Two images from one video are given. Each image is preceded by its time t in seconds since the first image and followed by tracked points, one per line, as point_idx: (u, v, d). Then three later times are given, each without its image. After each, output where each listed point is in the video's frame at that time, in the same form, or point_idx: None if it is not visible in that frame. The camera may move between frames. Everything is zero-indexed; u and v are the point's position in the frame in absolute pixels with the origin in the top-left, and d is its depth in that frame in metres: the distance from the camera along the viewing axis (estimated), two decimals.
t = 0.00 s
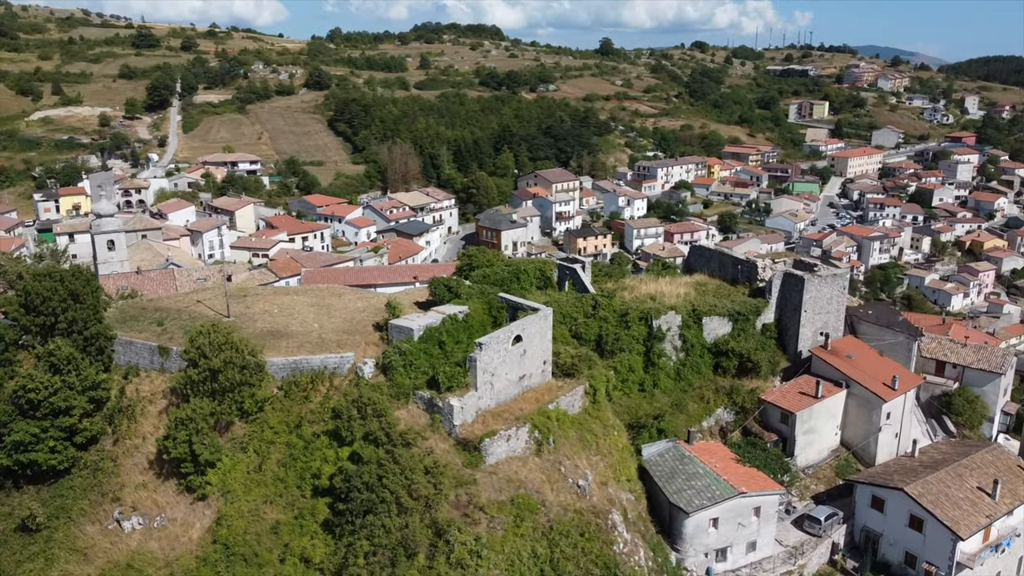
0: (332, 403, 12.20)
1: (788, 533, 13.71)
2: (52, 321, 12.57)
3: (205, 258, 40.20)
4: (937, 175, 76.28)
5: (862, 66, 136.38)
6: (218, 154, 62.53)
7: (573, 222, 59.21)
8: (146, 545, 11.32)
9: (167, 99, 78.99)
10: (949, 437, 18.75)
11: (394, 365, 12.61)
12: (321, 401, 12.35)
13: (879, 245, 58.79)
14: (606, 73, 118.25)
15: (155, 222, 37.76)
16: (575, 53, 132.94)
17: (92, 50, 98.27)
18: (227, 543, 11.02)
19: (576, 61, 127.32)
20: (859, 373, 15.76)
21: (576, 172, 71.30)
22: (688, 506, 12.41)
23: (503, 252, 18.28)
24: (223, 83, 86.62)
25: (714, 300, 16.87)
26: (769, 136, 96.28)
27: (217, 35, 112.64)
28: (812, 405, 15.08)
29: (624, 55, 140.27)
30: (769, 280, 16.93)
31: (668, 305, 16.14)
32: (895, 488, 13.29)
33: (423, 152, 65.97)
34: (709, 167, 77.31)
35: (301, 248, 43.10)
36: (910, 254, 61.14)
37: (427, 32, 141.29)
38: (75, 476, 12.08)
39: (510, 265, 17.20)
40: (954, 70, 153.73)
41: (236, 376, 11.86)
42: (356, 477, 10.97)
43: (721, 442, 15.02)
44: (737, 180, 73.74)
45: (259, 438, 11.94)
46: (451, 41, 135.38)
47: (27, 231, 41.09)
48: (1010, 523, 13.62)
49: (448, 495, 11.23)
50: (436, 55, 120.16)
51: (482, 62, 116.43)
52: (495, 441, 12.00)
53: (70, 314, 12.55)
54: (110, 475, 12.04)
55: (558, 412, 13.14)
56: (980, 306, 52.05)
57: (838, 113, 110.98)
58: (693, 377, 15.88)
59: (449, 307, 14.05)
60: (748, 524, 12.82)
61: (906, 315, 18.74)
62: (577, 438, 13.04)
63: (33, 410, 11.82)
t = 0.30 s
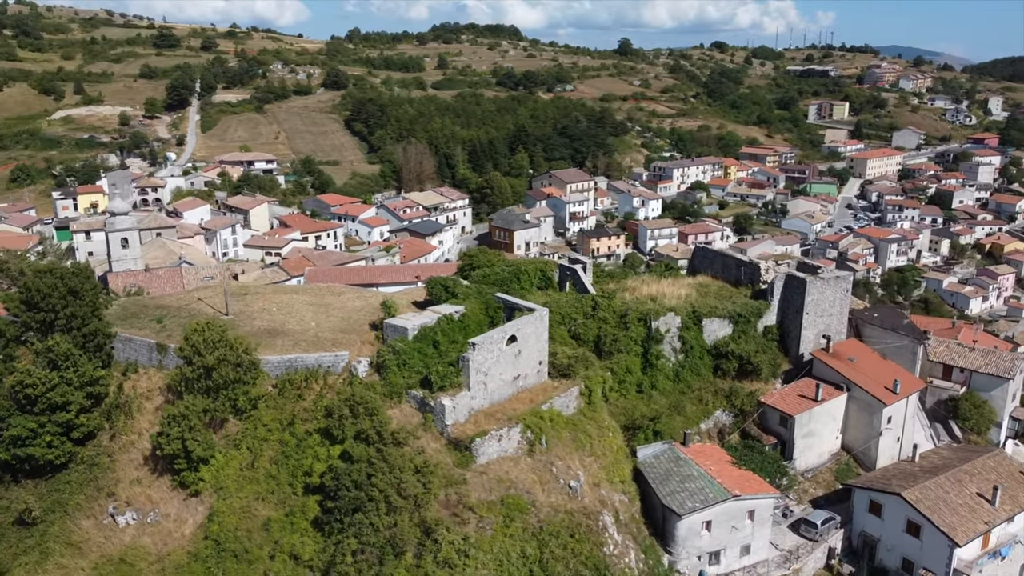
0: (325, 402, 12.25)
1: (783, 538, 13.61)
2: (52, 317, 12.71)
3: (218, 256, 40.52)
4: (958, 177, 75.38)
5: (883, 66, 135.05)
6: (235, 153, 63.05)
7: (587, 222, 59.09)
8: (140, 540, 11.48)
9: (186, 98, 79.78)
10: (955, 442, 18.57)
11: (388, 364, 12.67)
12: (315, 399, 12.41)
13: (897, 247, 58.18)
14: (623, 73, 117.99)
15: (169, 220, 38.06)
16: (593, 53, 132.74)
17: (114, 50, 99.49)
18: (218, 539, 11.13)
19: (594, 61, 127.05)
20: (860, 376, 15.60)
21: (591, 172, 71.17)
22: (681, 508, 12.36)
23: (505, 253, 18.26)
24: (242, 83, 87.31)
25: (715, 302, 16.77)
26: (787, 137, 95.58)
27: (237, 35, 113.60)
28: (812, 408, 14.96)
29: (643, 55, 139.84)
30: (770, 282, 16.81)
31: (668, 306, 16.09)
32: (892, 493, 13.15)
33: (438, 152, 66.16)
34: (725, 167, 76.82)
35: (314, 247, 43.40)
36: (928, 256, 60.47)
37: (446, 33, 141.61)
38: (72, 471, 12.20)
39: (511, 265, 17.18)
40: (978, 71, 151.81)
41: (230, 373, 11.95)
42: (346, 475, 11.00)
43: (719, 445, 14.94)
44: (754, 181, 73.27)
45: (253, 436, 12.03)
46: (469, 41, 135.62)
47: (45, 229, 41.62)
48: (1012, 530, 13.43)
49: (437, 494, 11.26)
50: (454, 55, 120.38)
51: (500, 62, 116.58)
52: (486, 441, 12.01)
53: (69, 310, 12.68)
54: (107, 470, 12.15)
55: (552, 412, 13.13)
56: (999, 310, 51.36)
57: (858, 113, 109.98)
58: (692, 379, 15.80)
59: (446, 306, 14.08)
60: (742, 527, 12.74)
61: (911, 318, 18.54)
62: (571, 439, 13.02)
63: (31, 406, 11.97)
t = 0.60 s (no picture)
0: (318, 398, 12.32)
1: (779, 541, 13.50)
2: (51, 312, 12.88)
3: (232, 254, 40.88)
4: (979, 179, 74.46)
5: (905, 66, 133.61)
6: (251, 152, 63.57)
7: (600, 222, 58.92)
8: (133, 534, 11.60)
9: (204, 98, 80.52)
10: (960, 446, 18.38)
11: (382, 362, 12.71)
12: (308, 396, 12.47)
13: (915, 249, 57.55)
14: (641, 73, 117.60)
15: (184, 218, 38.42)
16: (611, 53, 132.41)
17: (135, 49, 100.58)
18: (209, 533, 11.22)
19: (611, 61, 126.79)
20: (861, 379, 15.46)
21: (606, 172, 71.01)
22: (673, 509, 12.29)
23: (506, 252, 18.27)
24: (260, 82, 87.94)
25: (716, 302, 16.68)
26: (805, 138, 94.87)
27: (257, 35, 114.48)
28: (811, 410, 14.85)
29: (661, 55, 139.32)
30: (772, 284, 16.69)
31: (667, 307, 16.02)
32: (889, 497, 13.00)
33: (453, 151, 66.32)
34: (742, 168, 76.33)
35: (327, 245, 43.65)
36: (947, 259, 59.77)
37: (464, 32, 141.85)
38: (69, 464, 12.36)
39: (511, 265, 17.18)
40: (1002, 71, 149.79)
41: (224, 369, 12.04)
42: (335, 471, 11.05)
43: (716, 446, 14.85)
44: (771, 182, 72.79)
45: (246, 432, 12.12)
46: (487, 40, 135.76)
47: (62, 226, 42.09)
48: (1012, 536, 13.23)
49: (427, 492, 11.29)
50: (472, 54, 120.52)
51: (517, 61, 116.61)
52: (477, 439, 12.02)
53: (68, 306, 12.85)
54: (104, 463, 12.29)
55: (546, 412, 13.12)
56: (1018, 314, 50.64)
57: (879, 114, 108.94)
58: (691, 380, 15.70)
59: (442, 305, 14.12)
60: (736, 529, 12.66)
61: (917, 320, 18.36)
62: (564, 439, 13.00)
63: (28, 399, 12.11)
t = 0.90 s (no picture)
0: (312, 395, 12.40)
1: (774, 542, 13.40)
2: (51, 307, 13.04)
3: (245, 252, 41.19)
4: (1000, 181, 73.54)
5: (927, 67, 132.12)
6: (268, 151, 64.02)
7: (614, 223, 58.73)
8: (127, 526, 11.72)
9: (223, 97, 81.18)
10: (966, 450, 18.14)
11: (376, 358, 12.74)
12: (301, 392, 12.56)
13: (933, 251, 56.87)
14: (659, 73, 117.15)
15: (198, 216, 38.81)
16: (629, 53, 132.04)
17: (156, 49, 101.61)
18: (200, 527, 11.31)
19: (629, 61, 126.45)
20: (862, 381, 15.31)
21: (621, 173, 70.81)
22: (665, 509, 12.23)
23: (507, 251, 18.29)
24: (278, 82, 88.52)
25: (717, 302, 16.59)
26: (824, 139, 94.09)
27: (276, 35, 115.31)
28: (810, 412, 14.72)
29: (680, 55, 138.76)
30: (774, 284, 16.57)
31: (667, 306, 15.96)
32: (886, 500, 12.86)
33: (468, 151, 66.42)
34: (759, 168, 75.82)
35: (340, 244, 43.88)
36: (966, 262, 59.05)
37: (482, 33, 141.94)
38: (66, 457, 12.49)
39: (512, 263, 17.18)
40: None
41: (218, 365, 12.14)
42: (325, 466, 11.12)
43: (713, 447, 14.76)
44: (788, 183, 72.29)
45: (240, 427, 12.21)
46: (505, 41, 135.79)
47: (79, 223, 42.58)
48: (1012, 541, 13.04)
49: (416, 489, 11.33)
50: (489, 54, 120.66)
51: (534, 62, 116.61)
52: (468, 437, 12.03)
53: (69, 301, 13.00)
54: (100, 457, 12.43)
55: (539, 410, 13.10)
56: None
57: (899, 115, 107.80)
58: (690, 380, 15.63)
59: (439, 303, 14.16)
60: (729, 530, 12.58)
61: (923, 322, 18.16)
62: (557, 437, 12.99)
63: (27, 392, 12.24)
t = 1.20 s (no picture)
0: (305, 390, 12.48)
1: (770, 544, 13.30)
2: (52, 302, 13.24)
3: (259, 251, 41.48)
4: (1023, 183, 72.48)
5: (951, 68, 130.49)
6: (285, 150, 64.46)
7: (629, 224, 58.51)
8: (121, 518, 11.83)
9: (242, 97, 81.83)
10: (972, 454, 17.94)
11: (370, 355, 12.79)
12: (295, 388, 12.64)
13: (953, 253, 56.16)
14: (678, 73, 116.65)
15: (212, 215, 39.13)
16: (648, 54, 131.62)
17: (177, 49, 102.69)
18: (193, 520, 11.41)
19: (648, 61, 126.07)
20: (863, 382, 15.17)
21: (637, 173, 70.59)
22: (656, 509, 12.17)
23: (509, 249, 18.27)
24: (297, 82, 89.11)
25: (718, 302, 16.49)
26: (844, 140, 93.25)
27: (296, 35, 116.17)
28: (809, 413, 14.59)
29: (699, 56, 138.10)
30: (775, 284, 16.44)
31: (667, 306, 15.89)
32: (882, 502, 12.73)
33: (483, 151, 66.51)
34: (777, 170, 75.23)
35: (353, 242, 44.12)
36: (986, 264, 58.28)
37: (501, 33, 142.08)
38: (64, 450, 12.66)
39: (513, 262, 17.18)
40: None
41: (213, 359, 12.24)
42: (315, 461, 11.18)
43: (710, 447, 14.67)
44: (805, 185, 71.72)
45: (234, 421, 12.31)
46: (524, 41, 135.81)
47: (97, 221, 43.12)
48: (1012, 546, 12.84)
49: (406, 486, 11.37)
50: (507, 55, 120.81)
51: (553, 62, 116.54)
52: (459, 434, 12.03)
53: (69, 296, 13.22)
54: (97, 450, 12.57)
55: (532, 408, 13.09)
56: None
57: (921, 117, 106.58)
58: (689, 380, 15.54)
59: (435, 300, 14.20)
60: (722, 531, 12.49)
61: (929, 324, 17.97)
62: (550, 436, 12.99)
63: (25, 385, 12.40)
